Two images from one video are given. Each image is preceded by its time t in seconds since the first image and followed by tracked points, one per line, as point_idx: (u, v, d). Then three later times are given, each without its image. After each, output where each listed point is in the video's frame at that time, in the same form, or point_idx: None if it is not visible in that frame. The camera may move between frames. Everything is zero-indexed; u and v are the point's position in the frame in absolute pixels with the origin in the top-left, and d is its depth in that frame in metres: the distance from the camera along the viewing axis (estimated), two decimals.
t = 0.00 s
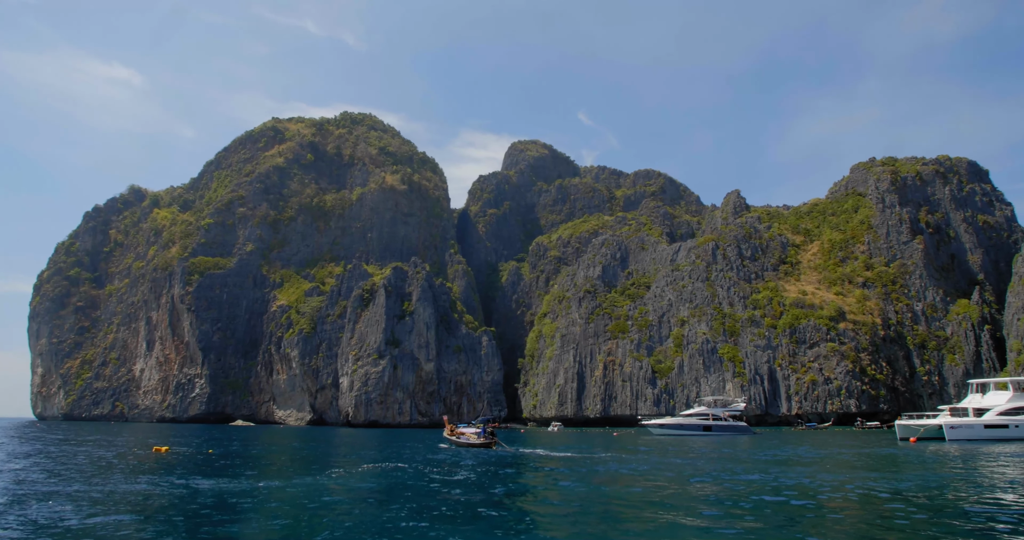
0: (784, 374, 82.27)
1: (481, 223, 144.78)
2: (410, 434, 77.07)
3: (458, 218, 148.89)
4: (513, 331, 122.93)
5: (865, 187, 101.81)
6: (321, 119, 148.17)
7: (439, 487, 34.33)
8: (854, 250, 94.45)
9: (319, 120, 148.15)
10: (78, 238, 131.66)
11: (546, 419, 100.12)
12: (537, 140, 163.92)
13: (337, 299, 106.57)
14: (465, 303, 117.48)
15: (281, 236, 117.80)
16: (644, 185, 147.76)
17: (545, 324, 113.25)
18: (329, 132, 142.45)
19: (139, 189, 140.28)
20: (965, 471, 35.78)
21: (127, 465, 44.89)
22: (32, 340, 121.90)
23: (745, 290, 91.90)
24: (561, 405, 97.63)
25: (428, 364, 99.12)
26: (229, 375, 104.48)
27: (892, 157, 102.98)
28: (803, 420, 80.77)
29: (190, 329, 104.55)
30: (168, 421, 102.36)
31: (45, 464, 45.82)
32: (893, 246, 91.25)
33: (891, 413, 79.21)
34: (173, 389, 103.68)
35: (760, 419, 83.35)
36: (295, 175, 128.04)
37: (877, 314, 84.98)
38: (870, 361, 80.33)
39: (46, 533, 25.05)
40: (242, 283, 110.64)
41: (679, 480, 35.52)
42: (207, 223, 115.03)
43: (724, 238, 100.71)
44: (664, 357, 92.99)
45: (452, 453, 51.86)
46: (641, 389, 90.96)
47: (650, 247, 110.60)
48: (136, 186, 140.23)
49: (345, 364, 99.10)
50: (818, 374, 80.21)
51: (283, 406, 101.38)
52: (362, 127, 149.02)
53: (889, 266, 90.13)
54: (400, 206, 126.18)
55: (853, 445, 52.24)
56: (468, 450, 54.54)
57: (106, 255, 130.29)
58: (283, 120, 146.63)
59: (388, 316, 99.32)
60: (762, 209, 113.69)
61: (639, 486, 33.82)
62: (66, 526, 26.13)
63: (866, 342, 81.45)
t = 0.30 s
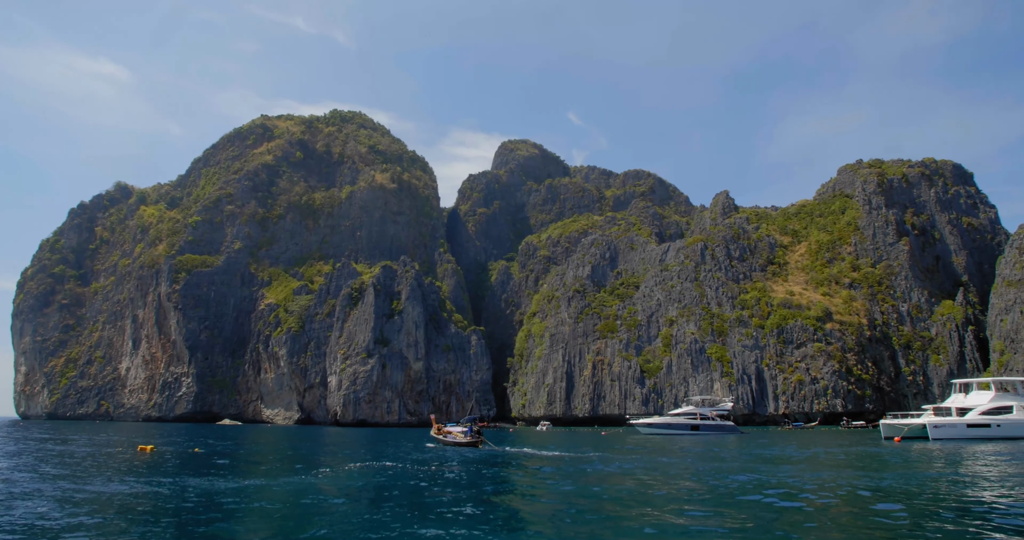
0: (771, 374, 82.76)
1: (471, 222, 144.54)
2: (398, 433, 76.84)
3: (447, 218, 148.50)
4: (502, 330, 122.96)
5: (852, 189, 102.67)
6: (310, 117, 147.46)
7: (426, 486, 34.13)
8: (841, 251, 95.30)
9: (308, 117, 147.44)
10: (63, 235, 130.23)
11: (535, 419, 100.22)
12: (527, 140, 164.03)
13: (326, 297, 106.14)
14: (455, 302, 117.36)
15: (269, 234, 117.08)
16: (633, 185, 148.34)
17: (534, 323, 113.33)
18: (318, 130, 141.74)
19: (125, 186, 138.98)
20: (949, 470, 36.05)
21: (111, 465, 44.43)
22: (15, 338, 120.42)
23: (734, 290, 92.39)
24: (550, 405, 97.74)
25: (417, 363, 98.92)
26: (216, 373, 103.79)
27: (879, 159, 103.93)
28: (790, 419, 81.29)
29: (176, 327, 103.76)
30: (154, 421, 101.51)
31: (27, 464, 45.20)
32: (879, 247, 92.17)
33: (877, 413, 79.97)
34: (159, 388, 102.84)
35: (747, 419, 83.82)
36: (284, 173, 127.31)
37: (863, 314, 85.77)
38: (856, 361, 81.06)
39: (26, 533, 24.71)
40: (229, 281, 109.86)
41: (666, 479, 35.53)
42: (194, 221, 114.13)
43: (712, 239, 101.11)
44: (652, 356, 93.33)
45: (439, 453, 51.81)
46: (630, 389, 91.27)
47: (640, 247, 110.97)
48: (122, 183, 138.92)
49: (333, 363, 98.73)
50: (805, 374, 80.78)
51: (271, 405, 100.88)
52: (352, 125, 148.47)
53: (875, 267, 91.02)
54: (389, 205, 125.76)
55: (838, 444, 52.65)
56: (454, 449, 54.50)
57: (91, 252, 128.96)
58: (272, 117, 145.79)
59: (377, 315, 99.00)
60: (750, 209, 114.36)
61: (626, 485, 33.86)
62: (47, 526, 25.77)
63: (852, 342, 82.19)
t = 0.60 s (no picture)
0: (761, 374, 83.17)
1: (463, 222, 144.27)
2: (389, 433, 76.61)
3: (439, 217, 148.15)
4: (494, 330, 122.96)
5: (842, 190, 103.34)
6: (302, 115, 146.90)
7: (415, 487, 33.91)
8: (831, 252, 96.00)
9: (300, 116, 146.87)
10: (51, 233, 129.11)
11: (526, 418, 100.31)
12: (519, 140, 164.11)
13: (317, 296, 105.77)
14: (446, 302, 117.25)
15: (260, 233, 116.51)
16: (625, 185, 148.82)
17: (526, 323, 113.37)
18: (310, 128, 141.17)
19: (114, 184, 137.97)
20: (936, 470, 36.26)
21: (98, 465, 44.05)
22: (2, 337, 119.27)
23: (724, 291, 92.78)
24: (541, 405, 97.82)
25: (408, 363, 98.78)
26: (205, 373, 103.24)
27: (868, 161, 104.72)
28: (779, 419, 81.75)
29: (166, 326, 103.14)
30: (143, 420, 100.83)
31: (13, 464, 44.74)
32: (868, 248, 92.86)
33: (865, 413, 80.54)
34: (148, 388, 102.16)
35: (737, 419, 84.22)
36: (275, 172, 126.76)
37: (852, 315, 86.41)
38: (845, 361, 81.64)
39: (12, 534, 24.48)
40: (219, 280, 109.25)
41: (656, 479, 35.52)
42: (184, 219, 113.41)
43: (703, 239, 101.41)
44: (643, 356, 93.59)
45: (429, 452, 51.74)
46: (621, 389, 91.52)
47: (631, 247, 111.25)
48: (112, 181, 137.90)
49: (324, 362, 98.42)
50: (794, 374, 81.24)
51: (261, 404, 100.48)
52: (344, 124, 148.01)
53: (864, 268, 91.69)
54: (381, 204, 125.37)
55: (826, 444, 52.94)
56: (444, 449, 54.42)
57: (80, 251, 127.93)
58: (263, 115, 145.13)
59: (368, 314, 98.76)
60: (741, 210, 114.93)
61: (616, 484, 33.89)
62: (33, 527, 25.54)
63: (842, 343, 82.76)
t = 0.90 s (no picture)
0: (751, 375, 83.56)
1: (455, 222, 143.86)
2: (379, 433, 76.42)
3: (430, 217, 147.75)
4: (485, 330, 122.88)
5: (832, 192, 103.91)
6: (293, 114, 146.26)
7: (404, 487, 33.80)
8: (820, 253, 96.62)
9: (291, 115, 146.20)
10: (37, 231, 127.90)
11: (517, 418, 100.34)
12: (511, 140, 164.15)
13: (307, 296, 105.34)
14: (437, 302, 117.05)
15: (250, 233, 115.85)
16: (616, 186, 149.31)
17: (517, 323, 113.37)
18: (301, 127, 140.56)
19: (103, 182, 136.78)
20: (922, 469, 36.51)
21: (84, 465, 43.68)
22: None
23: (715, 291, 93.11)
24: (532, 405, 97.81)
25: (399, 363, 98.60)
26: (194, 372, 102.63)
27: (858, 163, 105.45)
28: (769, 419, 82.16)
29: (155, 326, 102.44)
30: (130, 420, 100.01)
31: None
32: (857, 249, 93.50)
33: (854, 413, 81.07)
34: (136, 387, 101.37)
35: (727, 419, 84.57)
36: (266, 170, 126.18)
37: (841, 316, 87.02)
38: (834, 362, 82.19)
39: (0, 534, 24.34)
40: (209, 280, 108.52)
41: (645, 479, 35.57)
42: (174, 218, 112.68)
43: (694, 240, 101.77)
44: (634, 357, 93.79)
45: (419, 452, 51.68)
46: (612, 389, 91.70)
47: (622, 248, 111.50)
48: (100, 179, 136.70)
49: (314, 362, 98.04)
50: (784, 374, 81.66)
51: (250, 404, 99.99)
52: (335, 123, 147.54)
53: (853, 269, 92.35)
54: (372, 203, 124.97)
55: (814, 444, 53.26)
56: (434, 449, 54.36)
57: (67, 249, 126.80)
58: (253, 114, 144.38)
59: (359, 314, 98.50)
60: (732, 211, 115.43)
61: (605, 484, 34.00)
62: (21, 527, 25.39)
63: (830, 343, 83.33)
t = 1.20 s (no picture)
0: (740, 375, 83.95)
1: (445, 221, 143.30)
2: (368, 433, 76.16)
3: (421, 217, 147.24)
4: (475, 330, 122.76)
5: (821, 194, 104.62)
6: (283, 112, 145.63)
7: (393, 487, 33.69)
8: (809, 255, 97.29)
9: (281, 113, 145.57)
10: (23, 229, 126.57)
11: (506, 418, 100.33)
12: (501, 140, 164.30)
13: (296, 295, 104.86)
14: (428, 302, 116.82)
15: (239, 231, 115.16)
16: (607, 187, 149.86)
17: (507, 323, 113.32)
18: (291, 126, 139.97)
19: (90, 179, 135.54)
20: (908, 469, 36.77)
21: (69, 466, 43.35)
22: None
23: (704, 292, 93.48)
24: (521, 405, 97.83)
25: (388, 363, 98.34)
26: (182, 372, 101.94)
27: (846, 165, 106.32)
28: (758, 419, 82.58)
29: (142, 325, 101.65)
30: (117, 420, 99.13)
31: None
32: (845, 251, 94.15)
33: (841, 413, 81.65)
34: (123, 387, 100.50)
35: (716, 419, 84.88)
36: (255, 169, 125.53)
37: (829, 317, 87.66)
38: (822, 362, 82.78)
39: None
40: (197, 279, 107.78)
41: (633, 479, 35.66)
42: (162, 216, 111.83)
43: (684, 241, 102.22)
44: (624, 357, 94.03)
45: (408, 452, 51.66)
46: (602, 389, 91.88)
47: (612, 248, 111.82)
48: (87, 176, 135.46)
49: (303, 362, 97.62)
50: (772, 374, 82.11)
51: (239, 404, 99.51)
52: (326, 122, 146.93)
53: (841, 270, 93.04)
54: (363, 203, 124.61)
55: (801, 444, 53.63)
56: (423, 449, 54.37)
57: (53, 247, 125.57)
58: (243, 112, 143.64)
59: (348, 313, 98.20)
60: (721, 212, 116.00)
61: (592, 484, 34.15)
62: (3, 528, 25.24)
63: (819, 344, 83.91)
